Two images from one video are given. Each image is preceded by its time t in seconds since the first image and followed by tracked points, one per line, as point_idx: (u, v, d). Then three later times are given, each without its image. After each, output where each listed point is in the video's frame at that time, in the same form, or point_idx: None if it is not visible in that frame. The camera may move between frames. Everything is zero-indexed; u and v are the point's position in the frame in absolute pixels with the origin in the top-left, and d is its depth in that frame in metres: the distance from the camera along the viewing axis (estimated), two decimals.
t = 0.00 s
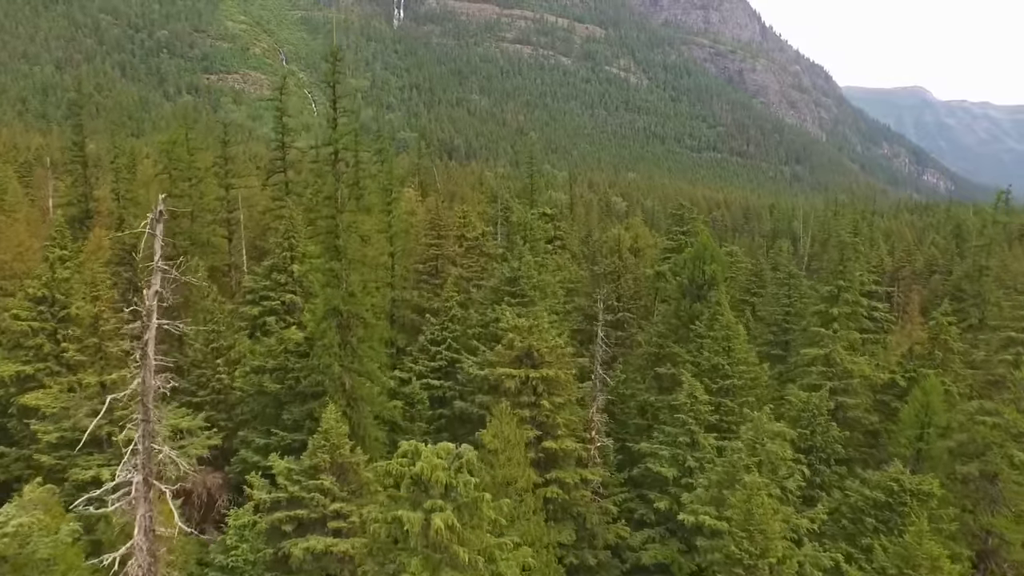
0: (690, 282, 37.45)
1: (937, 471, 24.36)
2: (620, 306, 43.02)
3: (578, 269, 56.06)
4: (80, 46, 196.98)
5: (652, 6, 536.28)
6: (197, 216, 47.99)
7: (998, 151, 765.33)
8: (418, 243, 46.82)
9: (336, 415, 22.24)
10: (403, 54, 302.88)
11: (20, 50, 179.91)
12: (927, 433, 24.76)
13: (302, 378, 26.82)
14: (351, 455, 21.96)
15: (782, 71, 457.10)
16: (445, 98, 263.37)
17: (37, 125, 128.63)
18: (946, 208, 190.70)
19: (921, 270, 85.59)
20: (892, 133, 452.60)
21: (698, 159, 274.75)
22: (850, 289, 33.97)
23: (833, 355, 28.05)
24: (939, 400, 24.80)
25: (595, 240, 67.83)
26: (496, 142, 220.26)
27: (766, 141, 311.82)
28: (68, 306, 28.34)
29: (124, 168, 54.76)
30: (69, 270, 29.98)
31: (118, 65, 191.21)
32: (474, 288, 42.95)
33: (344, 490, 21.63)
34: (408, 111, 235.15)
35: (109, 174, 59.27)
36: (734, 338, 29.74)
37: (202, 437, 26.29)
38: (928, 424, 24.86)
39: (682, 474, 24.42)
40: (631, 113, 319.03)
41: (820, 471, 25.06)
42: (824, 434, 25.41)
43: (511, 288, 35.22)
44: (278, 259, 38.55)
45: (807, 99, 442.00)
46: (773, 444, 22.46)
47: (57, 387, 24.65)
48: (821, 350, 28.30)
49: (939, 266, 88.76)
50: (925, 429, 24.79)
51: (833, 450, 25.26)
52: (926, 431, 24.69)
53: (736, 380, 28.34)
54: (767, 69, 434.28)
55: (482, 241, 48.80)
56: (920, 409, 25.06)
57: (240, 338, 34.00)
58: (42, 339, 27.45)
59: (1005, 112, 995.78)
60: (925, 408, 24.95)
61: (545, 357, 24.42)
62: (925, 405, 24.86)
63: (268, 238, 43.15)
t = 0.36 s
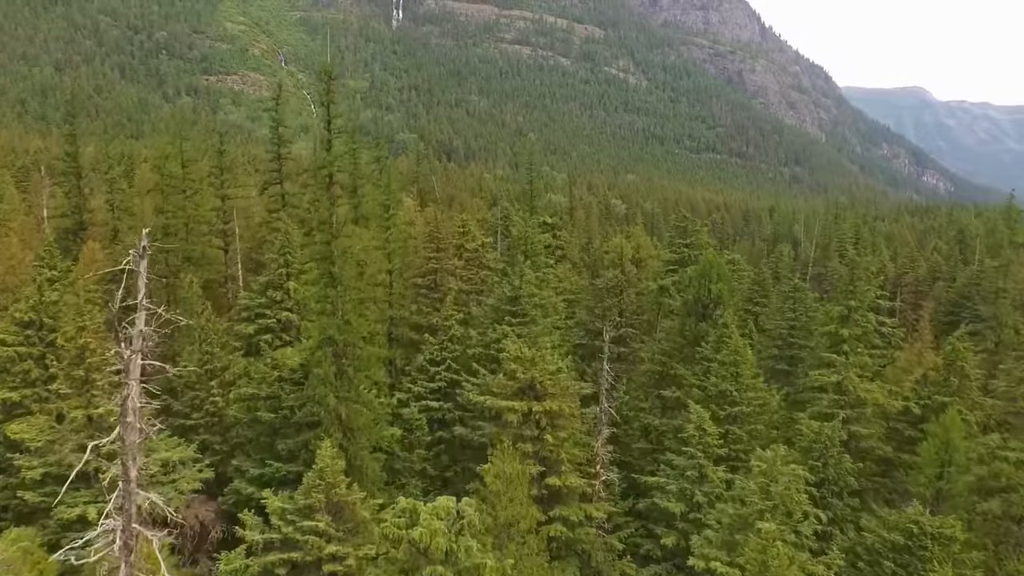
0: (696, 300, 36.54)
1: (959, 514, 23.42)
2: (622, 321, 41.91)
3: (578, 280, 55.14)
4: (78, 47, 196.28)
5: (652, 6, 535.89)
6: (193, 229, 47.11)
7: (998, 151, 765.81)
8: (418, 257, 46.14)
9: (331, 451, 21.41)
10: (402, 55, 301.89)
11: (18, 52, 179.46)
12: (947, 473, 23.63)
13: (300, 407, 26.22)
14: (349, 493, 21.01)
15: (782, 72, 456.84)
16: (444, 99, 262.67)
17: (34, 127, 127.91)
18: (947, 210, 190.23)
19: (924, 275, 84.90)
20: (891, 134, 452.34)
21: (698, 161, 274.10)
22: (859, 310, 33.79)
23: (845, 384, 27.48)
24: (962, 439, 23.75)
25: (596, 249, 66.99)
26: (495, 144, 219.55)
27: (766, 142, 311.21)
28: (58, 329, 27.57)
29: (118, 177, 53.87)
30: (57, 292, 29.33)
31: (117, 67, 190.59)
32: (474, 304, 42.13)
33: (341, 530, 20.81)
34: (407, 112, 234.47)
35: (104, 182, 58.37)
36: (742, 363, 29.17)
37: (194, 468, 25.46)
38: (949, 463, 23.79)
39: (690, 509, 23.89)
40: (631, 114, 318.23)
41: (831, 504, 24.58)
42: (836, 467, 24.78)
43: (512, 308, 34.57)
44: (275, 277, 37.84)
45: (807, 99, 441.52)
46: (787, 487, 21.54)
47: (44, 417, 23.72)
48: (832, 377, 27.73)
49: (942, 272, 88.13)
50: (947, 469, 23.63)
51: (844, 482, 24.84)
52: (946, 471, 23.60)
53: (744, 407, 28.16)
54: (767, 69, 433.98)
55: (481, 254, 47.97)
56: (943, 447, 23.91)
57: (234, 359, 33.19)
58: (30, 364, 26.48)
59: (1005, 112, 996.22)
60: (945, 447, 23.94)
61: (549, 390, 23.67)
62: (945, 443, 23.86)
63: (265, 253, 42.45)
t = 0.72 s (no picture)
0: (703, 323, 35.41)
1: (991, 568, 22.43)
2: (626, 340, 40.75)
3: (580, 294, 53.91)
4: (75, 47, 194.55)
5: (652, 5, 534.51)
6: (184, 244, 45.74)
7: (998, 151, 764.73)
8: (416, 274, 45.05)
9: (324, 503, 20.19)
10: (401, 55, 300.27)
11: (15, 52, 177.93)
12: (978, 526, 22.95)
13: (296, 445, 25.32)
14: (341, 547, 19.79)
15: (782, 72, 455.89)
16: (444, 99, 261.17)
17: (29, 128, 126.26)
18: (949, 212, 189.37)
19: (928, 283, 83.92)
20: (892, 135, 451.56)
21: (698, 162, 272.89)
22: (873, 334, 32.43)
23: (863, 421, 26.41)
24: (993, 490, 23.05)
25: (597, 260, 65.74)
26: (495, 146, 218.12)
27: (766, 144, 310.13)
28: (37, 361, 26.23)
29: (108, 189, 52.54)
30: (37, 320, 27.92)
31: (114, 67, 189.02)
32: (474, 324, 41.01)
33: None
34: (406, 113, 233.00)
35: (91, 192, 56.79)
36: (754, 397, 28.40)
37: (181, 512, 24.30)
38: (979, 516, 23.10)
39: (702, 557, 22.73)
40: (631, 115, 316.83)
41: (851, 551, 23.48)
42: (856, 512, 23.65)
43: (514, 333, 33.78)
44: (268, 298, 36.64)
45: (807, 100, 440.33)
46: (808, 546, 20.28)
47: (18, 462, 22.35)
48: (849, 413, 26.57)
49: (946, 280, 87.18)
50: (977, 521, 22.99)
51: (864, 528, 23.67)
52: (977, 523, 22.89)
53: (755, 443, 27.22)
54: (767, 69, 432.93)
55: (481, 269, 46.80)
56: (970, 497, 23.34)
57: (225, 388, 31.99)
58: (7, 400, 25.08)
59: (1005, 112, 995.35)
60: (975, 498, 23.24)
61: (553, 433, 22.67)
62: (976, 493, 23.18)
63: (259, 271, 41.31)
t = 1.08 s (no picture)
0: (716, 350, 33.88)
1: None
2: (635, 363, 39.24)
3: (584, 310, 52.29)
4: (74, 47, 193.67)
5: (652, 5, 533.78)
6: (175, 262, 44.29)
7: (998, 151, 763.66)
8: (416, 292, 43.51)
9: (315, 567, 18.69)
10: (401, 56, 298.80)
11: (13, 53, 177.19)
12: None
13: (290, 493, 24.07)
14: None
15: (781, 72, 455.34)
16: (444, 100, 259.89)
17: (25, 129, 125.23)
18: (953, 215, 188.07)
19: (938, 292, 82.40)
20: (892, 136, 450.87)
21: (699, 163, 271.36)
22: (895, 363, 30.47)
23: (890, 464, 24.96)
24: None
25: (601, 271, 64.11)
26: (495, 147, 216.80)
27: (767, 145, 308.72)
28: (14, 407, 25.30)
29: (98, 202, 51.05)
30: (13, 356, 26.50)
31: (113, 68, 188.29)
32: (476, 347, 39.56)
33: None
34: (405, 113, 231.68)
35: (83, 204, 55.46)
36: (774, 436, 26.76)
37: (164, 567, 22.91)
38: None
39: None
40: (632, 115, 315.58)
41: None
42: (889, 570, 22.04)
43: (519, 361, 32.18)
44: (261, 323, 35.21)
45: (807, 100, 439.32)
46: None
47: None
48: (878, 457, 25.01)
49: (956, 288, 85.63)
50: None
51: None
52: None
53: (775, 486, 25.74)
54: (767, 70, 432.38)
55: (483, 286, 45.21)
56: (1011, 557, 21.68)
57: (215, 421, 30.47)
58: None
59: (1005, 113, 994.27)
60: (1021, 561, 21.24)
61: (564, 485, 21.26)
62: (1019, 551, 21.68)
63: (254, 292, 39.93)
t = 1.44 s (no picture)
0: (726, 374, 33.20)
1: None
2: (640, 383, 38.23)
3: (587, 323, 51.14)
4: (72, 47, 192.72)
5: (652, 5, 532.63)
6: (168, 276, 43.17)
7: (998, 152, 762.69)
8: (415, 306, 42.48)
9: None
10: (400, 56, 297.56)
11: (11, 53, 176.21)
12: None
13: (284, 536, 23.21)
14: None
15: (781, 72, 454.36)
16: (443, 100, 258.76)
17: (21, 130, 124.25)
18: (955, 216, 187.03)
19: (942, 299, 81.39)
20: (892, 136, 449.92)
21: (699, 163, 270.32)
22: (910, 391, 29.44)
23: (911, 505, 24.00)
24: None
25: (603, 281, 63.15)
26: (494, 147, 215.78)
27: (767, 145, 307.65)
28: None
29: (90, 213, 49.89)
30: None
31: (111, 68, 187.51)
32: (477, 366, 38.58)
33: None
34: (404, 114, 230.66)
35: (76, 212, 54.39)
36: (788, 471, 25.77)
37: None
38: None
39: None
40: (632, 115, 314.72)
41: None
42: None
43: (522, 387, 31.07)
44: (255, 345, 34.18)
45: (807, 100, 438.14)
46: None
47: None
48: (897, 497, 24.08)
49: (960, 294, 84.64)
50: None
51: None
52: None
53: (790, 524, 24.67)
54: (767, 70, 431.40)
55: (484, 299, 43.87)
56: None
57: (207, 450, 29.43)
58: None
59: (1005, 113, 993.54)
60: None
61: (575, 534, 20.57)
62: None
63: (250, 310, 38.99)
